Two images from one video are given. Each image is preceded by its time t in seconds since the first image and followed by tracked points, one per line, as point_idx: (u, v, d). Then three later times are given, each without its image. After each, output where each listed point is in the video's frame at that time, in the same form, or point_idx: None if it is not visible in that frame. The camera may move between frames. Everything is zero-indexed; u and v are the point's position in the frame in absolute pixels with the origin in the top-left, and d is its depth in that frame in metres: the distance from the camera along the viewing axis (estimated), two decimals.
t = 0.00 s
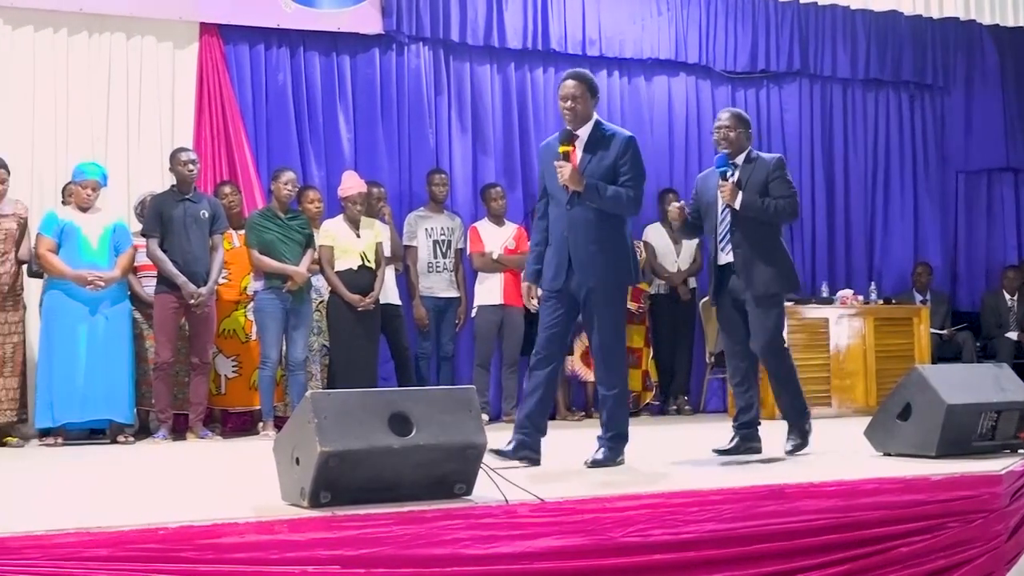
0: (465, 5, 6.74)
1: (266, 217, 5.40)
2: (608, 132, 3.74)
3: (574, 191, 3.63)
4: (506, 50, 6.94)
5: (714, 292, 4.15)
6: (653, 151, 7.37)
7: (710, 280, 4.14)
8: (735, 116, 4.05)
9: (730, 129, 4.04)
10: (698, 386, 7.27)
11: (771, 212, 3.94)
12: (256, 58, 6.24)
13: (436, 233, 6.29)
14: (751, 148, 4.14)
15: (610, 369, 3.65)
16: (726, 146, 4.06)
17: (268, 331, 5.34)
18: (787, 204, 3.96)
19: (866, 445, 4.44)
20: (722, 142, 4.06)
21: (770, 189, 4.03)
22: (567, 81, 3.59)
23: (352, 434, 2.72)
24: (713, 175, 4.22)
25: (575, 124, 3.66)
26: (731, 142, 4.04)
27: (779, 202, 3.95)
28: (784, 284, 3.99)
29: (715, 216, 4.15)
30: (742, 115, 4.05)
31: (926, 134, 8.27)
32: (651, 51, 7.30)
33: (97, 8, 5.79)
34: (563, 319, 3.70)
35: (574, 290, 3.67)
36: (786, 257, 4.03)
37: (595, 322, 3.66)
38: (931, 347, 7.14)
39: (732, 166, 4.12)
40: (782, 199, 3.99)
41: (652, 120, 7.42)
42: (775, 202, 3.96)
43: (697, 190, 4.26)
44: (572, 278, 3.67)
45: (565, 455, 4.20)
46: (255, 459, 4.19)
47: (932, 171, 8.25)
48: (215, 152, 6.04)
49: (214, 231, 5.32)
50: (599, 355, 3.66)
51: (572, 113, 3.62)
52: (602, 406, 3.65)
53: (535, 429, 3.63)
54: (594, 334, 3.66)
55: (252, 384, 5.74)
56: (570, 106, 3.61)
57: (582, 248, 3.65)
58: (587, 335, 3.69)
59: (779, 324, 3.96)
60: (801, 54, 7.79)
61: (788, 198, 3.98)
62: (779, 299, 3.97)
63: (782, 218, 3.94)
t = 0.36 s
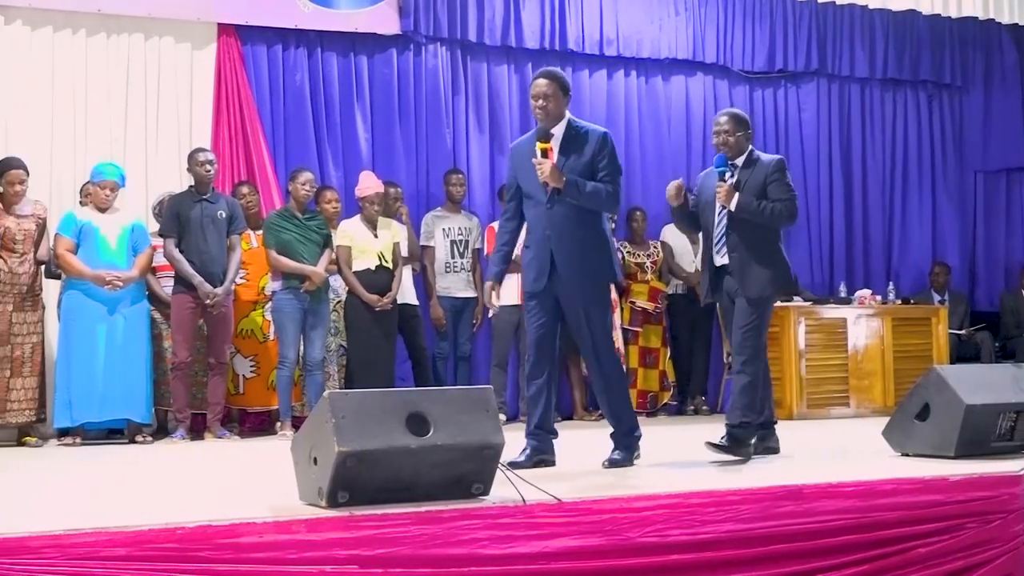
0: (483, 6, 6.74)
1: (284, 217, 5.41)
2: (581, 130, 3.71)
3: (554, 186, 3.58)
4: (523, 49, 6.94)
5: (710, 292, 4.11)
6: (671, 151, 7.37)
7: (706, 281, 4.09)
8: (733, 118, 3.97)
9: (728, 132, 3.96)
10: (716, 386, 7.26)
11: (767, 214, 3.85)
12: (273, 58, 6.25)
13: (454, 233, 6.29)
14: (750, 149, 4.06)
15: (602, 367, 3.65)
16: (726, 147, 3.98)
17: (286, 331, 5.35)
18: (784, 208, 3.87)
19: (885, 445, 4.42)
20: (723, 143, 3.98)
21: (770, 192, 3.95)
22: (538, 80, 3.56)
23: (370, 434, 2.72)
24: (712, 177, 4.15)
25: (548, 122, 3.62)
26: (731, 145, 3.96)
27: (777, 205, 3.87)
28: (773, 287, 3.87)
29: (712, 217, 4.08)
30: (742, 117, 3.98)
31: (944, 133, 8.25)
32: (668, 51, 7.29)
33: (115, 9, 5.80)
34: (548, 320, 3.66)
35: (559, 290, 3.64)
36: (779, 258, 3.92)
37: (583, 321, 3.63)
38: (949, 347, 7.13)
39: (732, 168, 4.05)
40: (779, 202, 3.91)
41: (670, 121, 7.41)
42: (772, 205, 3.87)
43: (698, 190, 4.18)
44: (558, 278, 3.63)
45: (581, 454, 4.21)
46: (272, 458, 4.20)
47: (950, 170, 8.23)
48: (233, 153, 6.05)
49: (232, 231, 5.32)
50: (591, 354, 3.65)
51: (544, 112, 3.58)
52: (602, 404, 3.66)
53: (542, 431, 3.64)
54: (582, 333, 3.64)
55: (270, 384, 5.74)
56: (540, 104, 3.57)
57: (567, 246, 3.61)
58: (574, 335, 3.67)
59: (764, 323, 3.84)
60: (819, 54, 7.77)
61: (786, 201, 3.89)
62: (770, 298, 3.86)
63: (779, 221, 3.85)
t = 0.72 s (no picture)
0: (494, 6, 6.75)
1: (295, 217, 5.41)
2: (567, 126, 3.69)
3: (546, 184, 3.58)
4: (534, 49, 6.94)
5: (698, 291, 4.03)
6: (682, 151, 7.37)
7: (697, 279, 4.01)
8: (734, 114, 3.88)
9: (727, 130, 3.87)
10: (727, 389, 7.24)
11: (759, 220, 3.76)
12: (285, 58, 6.26)
13: (465, 233, 6.29)
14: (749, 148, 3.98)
15: (595, 362, 3.65)
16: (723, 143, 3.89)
17: (297, 331, 5.35)
18: (776, 213, 3.79)
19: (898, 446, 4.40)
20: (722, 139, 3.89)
21: (763, 198, 3.87)
22: (523, 79, 3.53)
23: (381, 433, 2.73)
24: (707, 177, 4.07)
25: (533, 122, 3.60)
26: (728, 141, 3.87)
27: (769, 211, 3.78)
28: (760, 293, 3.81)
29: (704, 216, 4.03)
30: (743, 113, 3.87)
31: (956, 133, 8.24)
32: (680, 51, 7.29)
33: (126, 9, 5.81)
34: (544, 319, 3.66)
35: (555, 290, 3.63)
36: (767, 262, 3.86)
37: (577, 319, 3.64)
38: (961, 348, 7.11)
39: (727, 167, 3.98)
40: (772, 207, 3.83)
41: (681, 121, 7.41)
42: (764, 210, 3.78)
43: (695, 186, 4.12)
44: (554, 280, 3.62)
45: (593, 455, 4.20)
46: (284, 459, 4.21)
47: (962, 169, 8.22)
48: (244, 154, 6.06)
49: (243, 231, 5.33)
50: (585, 351, 3.65)
51: (528, 111, 3.55)
52: (592, 405, 3.68)
53: (550, 431, 3.64)
54: (578, 330, 3.65)
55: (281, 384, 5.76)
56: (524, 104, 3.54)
57: (563, 245, 3.61)
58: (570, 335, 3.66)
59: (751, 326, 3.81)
60: (830, 53, 7.76)
61: (779, 208, 3.82)
62: (757, 303, 3.81)
63: (770, 227, 3.77)
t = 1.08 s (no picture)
0: (500, 5, 6.74)
1: (301, 217, 5.43)
2: (579, 127, 3.69)
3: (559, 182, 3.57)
4: (541, 49, 6.93)
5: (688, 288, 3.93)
6: (689, 151, 7.37)
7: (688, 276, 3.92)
8: (728, 109, 3.82)
9: (721, 124, 3.82)
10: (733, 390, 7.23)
11: (754, 219, 3.75)
12: (292, 59, 6.26)
13: (471, 233, 6.30)
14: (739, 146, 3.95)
15: (593, 363, 3.65)
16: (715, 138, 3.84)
17: (303, 331, 5.37)
18: (769, 212, 3.79)
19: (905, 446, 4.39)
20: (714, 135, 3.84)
21: (756, 197, 3.88)
22: (536, 78, 3.50)
23: (388, 433, 2.73)
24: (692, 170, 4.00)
25: (546, 122, 3.59)
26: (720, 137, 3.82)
27: (764, 209, 3.78)
28: (750, 292, 3.81)
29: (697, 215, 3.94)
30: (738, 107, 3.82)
31: (964, 132, 8.22)
32: (687, 51, 7.29)
33: (134, 10, 5.81)
34: (547, 319, 3.65)
35: (561, 290, 3.63)
36: (760, 263, 3.85)
37: (578, 319, 3.64)
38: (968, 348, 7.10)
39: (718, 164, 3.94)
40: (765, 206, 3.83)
41: (688, 120, 7.41)
42: (758, 209, 3.77)
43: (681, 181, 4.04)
44: (560, 279, 3.61)
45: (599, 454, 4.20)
46: (291, 459, 4.22)
47: (970, 168, 8.20)
48: (250, 154, 6.07)
49: (250, 232, 5.33)
50: (583, 351, 3.64)
51: (541, 110, 3.54)
52: (580, 407, 3.66)
53: (557, 432, 3.66)
54: (579, 332, 3.64)
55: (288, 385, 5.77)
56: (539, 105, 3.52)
57: (574, 245, 3.63)
58: (571, 336, 3.66)
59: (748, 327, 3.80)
60: (838, 53, 7.76)
61: (773, 206, 3.82)
62: (749, 302, 3.80)
63: (765, 225, 3.76)
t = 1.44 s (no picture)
0: (502, 6, 6.74)
1: (303, 217, 5.43)
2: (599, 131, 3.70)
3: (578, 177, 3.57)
4: (542, 49, 6.93)
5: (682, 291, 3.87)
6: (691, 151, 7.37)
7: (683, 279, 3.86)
8: (710, 105, 3.83)
9: (706, 122, 3.82)
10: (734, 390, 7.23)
11: (750, 215, 3.80)
12: (294, 59, 6.26)
13: (473, 233, 6.30)
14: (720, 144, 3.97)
15: (599, 365, 3.65)
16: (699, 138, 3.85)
17: (305, 331, 5.38)
18: (763, 207, 3.84)
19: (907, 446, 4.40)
20: (697, 133, 3.84)
21: (747, 194, 3.93)
22: (562, 76, 3.54)
23: (390, 433, 2.73)
24: (682, 167, 3.99)
25: (571, 122, 3.60)
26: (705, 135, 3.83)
27: (757, 204, 3.83)
28: (743, 289, 3.84)
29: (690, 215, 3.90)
30: (719, 106, 3.84)
31: (966, 132, 8.21)
32: (688, 50, 7.29)
33: (136, 10, 5.81)
34: (557, 319, 3.65)
35: (572, 292, 3.64)
36: (752, 261, 3.88)
37: (587, 320, 3.64)
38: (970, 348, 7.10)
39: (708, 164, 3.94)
40: (756, 202, 3.88)
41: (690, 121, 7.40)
42: (751, 204, 3.82)
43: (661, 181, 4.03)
44: (572, 281, 3.63)
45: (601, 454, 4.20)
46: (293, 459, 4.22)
47: (972, 168, 8.20)
48: (252, 155, 6.07)
49: (252, 232, 5.33)
50: (591, 350, 3.65)
51: (570, 109, 3.56)
52: (583, 408, 3.66)
53: (560, 431, 3.67)
54: (587, 333, 3.64)
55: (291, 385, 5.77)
56: (565, 103, 3.55)
57: (586, 244, 3.63)
58: (579, 336, 3.66)
59: (741, 325, 3.83)
60: (839, 53, 7.75)
61: (764, 201, 3.87)
62: (742, 299, 3.84)
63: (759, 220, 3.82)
